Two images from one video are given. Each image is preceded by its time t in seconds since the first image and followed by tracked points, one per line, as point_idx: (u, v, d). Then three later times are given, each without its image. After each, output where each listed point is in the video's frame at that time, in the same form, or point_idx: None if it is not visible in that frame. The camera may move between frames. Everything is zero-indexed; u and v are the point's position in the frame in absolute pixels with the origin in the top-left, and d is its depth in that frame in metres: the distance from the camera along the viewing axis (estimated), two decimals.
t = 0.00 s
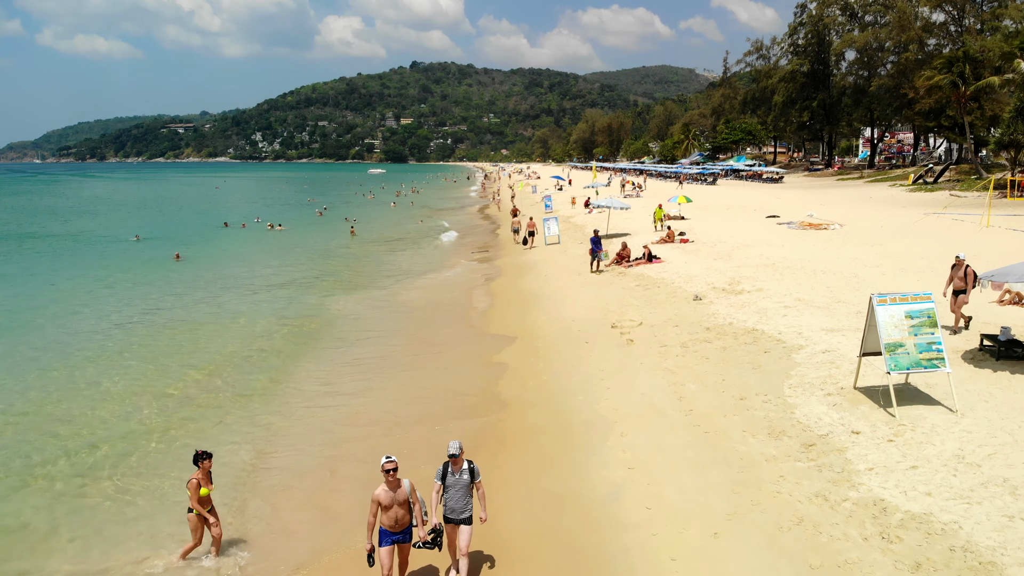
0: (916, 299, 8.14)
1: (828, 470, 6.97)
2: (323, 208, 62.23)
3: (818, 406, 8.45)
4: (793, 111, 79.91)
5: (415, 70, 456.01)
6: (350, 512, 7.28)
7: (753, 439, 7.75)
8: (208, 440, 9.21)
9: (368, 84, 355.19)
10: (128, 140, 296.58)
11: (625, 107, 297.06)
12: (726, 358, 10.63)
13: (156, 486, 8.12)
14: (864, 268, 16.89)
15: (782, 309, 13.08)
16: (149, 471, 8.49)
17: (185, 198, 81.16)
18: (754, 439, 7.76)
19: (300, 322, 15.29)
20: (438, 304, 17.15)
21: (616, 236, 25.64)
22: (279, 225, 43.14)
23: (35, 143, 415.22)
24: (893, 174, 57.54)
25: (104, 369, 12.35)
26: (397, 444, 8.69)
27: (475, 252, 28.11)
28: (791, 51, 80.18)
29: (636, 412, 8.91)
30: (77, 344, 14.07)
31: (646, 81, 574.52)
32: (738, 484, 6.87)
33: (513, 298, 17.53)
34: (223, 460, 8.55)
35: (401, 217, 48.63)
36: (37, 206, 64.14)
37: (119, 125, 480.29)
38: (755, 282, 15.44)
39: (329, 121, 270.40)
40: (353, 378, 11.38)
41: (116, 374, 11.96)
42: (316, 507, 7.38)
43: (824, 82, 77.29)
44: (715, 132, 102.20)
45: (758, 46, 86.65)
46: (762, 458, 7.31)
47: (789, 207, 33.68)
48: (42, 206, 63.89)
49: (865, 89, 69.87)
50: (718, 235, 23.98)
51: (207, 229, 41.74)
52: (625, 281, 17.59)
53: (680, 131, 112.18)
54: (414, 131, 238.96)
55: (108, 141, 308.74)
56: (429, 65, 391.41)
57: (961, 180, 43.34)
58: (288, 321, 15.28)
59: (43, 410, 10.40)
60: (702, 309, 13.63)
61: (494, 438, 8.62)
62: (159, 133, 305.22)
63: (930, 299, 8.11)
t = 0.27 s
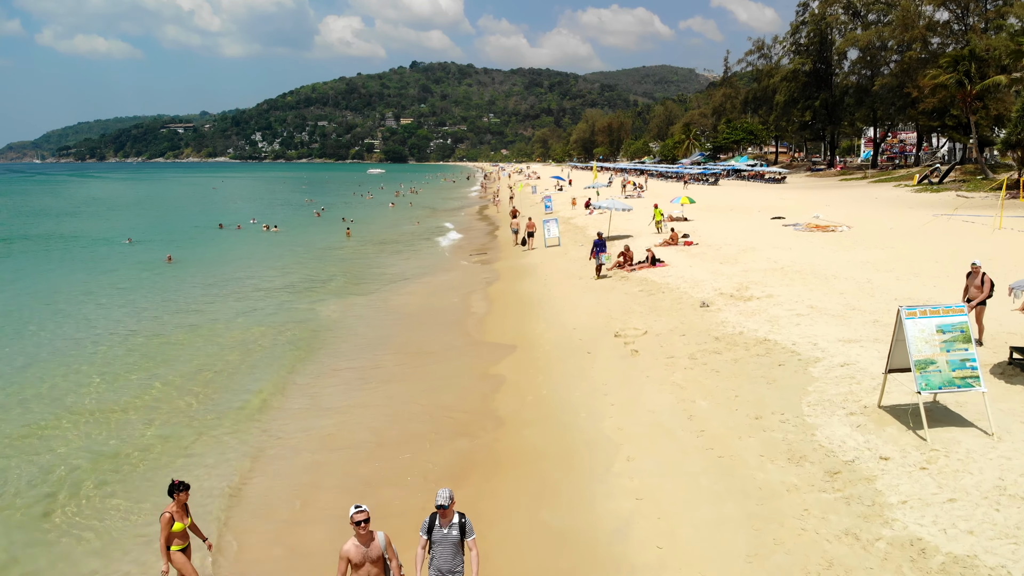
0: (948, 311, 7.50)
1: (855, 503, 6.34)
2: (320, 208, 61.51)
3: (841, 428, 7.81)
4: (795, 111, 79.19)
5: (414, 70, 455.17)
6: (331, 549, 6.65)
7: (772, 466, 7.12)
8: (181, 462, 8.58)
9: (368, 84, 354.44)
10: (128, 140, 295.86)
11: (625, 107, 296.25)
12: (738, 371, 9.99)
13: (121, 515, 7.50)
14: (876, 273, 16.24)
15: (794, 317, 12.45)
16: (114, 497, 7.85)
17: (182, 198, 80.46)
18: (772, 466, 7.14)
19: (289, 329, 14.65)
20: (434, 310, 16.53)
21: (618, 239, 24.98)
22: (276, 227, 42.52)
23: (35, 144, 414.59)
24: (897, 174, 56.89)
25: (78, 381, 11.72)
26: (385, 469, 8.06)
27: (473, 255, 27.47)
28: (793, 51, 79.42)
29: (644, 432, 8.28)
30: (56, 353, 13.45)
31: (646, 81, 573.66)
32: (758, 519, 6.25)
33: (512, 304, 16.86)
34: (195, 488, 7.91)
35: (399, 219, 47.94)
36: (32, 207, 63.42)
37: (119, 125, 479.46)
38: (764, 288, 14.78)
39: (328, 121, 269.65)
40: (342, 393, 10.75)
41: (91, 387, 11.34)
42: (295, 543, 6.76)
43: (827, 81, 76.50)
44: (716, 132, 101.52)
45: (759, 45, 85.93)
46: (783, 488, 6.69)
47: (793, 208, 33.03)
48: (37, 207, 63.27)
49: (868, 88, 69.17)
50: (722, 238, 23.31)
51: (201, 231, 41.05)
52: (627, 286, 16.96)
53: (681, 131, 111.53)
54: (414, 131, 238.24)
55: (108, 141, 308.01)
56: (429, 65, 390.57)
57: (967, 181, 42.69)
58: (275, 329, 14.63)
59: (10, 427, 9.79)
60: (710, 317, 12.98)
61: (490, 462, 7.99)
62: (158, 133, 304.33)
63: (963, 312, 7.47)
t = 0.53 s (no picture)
0: (987, 326, 6.88)
1: (894, 542, 5.72)
2: (318, 209, 60.84)
3: (868, 453, 7.20)
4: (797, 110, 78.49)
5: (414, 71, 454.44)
6: None
7: (797, 496, 6.52)
8: (153, 488, 7.98)
9: (368, 84, 353.86)
10: (127, 140, 295.45)
11: (625, 107, 295.64)
12: (752, 385, 9.38)
13: (85, 544, 6.92)
14: (890, 277, 15.62)
15: (808, 327, 11.83)
16: (78, 526, 7.26)
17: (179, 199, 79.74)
18: (795, 496, 6.53)
19: (278, 336, 14.04)
20: (430, 315, 15.88)
21: (620, 241, 24.35)
22: (272, 228, 41.89)
23: (35, 144, 414.85)
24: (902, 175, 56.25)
25: (54, 395, 11.13)
26: (374, 497, 7.45)
27: (471, 258, 26.83)
28: (795, 49, 78.71)
29: (654, 455, 7.64)
30: (31, 366, 12.79)
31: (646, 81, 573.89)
32: (788, 562, 5.64)
33: (511, 309, 16.24)
34: (166, 518, 7.31)
35: (396, 219, 47.24)
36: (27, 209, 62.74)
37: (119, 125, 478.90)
38: (775, 293, 14.16)
39: (328, 122, 268.99)
40: (331, 408, 10.10)
41: (66, 403, 10.72)
42: None
43: (829, 81, 75.82)
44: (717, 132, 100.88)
45: (760, 44, 85.32)
46: (811, 525, 6.08)
47: (797, 209, 32.40)
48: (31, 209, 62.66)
49: (871, 88, 68.48)
50: (727, 240, 22.68)
51: (194, 233, 40.28)
52: (631, 291, 16.32)
53: (682, 131, 110.90)
54: (414, 131, 237.58)
55: (108, 142, 307.75)
56: (428, 65, 390.02)
57: (973, 182, 42.10)
58: (264, 336, 14.02)
59: None
60: (720, 324, 12.36)
61: (487, 490, 7.38)
62: (157, 133, 303.84)
63: (1003, 327, 6.86)
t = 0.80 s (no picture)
0: None
1: None
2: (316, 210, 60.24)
3: (901, 482, 6.56)
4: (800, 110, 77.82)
5: (415, 70, 453.75)
6: None
7: (824, 534, 5.88)
8: (116, 515, 7.38)
9: (368, 84, 353.24)
10: (127, 140, 294.97)
11: (626, 106, 294.95)
12: (767, 402, 8.73)
13: None
14: (904, 282, 15.00)
15: (823, 336, 11.20)
16: (29, 559, 6.66)
17: (176, 199, 79.09)
18: (823, 534, 5.89)
19: (264, 345, 13.42)
20: (426, 321, 15.25)
21: (622, 244, 23.72)
22: (268, 229, 41.31)
23: (35, 144, 414.31)
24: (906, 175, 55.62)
25: (24, 409, 10.52)
26: (358, 529, 6.83)
27: (470, 260, 26.19)
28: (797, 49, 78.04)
29: (665, 483, 7.01)
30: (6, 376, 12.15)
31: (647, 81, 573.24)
32: None
33: (510, 315, 15.60)
34: (127, 553, 6.72)
35: (395, 220, 46.60)
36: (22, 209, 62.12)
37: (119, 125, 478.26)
38: (786, 300, 13.50)
39: (328, 122, 268.37)
40: (318, 425, 9.48)
41: (37, 418, 10.10)
42: None
43: (832, 80, 75.15)
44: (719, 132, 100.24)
45: (763, 43, 84.70)
46: (842, 569, 5.45)
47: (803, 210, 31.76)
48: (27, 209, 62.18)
49: (874, 87, 67.82)
50: (733, 242, 22.01)
51: (189, 234, 39.66)
52: (635, 296, 15.69)
53: (683, 131, 110.27)
54: (414, 131, 236.93)
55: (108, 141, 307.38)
56: (428, 65, 389.32)
57: (980, 183, 41.49)
58: (248, 345, 13.41)
59: None
60: (730, 333, 11.70)
61: (483, 522, 6.75)
62: (157, 132, 303.18)
63: None
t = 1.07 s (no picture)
0: None
1: None
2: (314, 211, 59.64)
3: (941, 517, 5.90)
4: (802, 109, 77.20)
5: (415, 70, 453.09)
6: None
7: None
8: (73, 551, 6.75)
9: (367, 84, 352.71)
10: (127, 140, 294.50)
11: (626, 106, 294.33)
12: (786, 422, 8.07)
13: None
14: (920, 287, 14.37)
15: (840, 346, 10.56)
16: None
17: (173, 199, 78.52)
18: None
19: (246, 354, 12.75)
20: (421, 328, 14.60)
21: (624, 246, 23.09)
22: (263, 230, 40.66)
23: (35, 144, 413.89)
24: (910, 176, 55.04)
25: None
26: (338, 568, 6.19)
27: (468, 262, 25.55)
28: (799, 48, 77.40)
29: (677, 516, 6.36)
30: None
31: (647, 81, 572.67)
32: None
33: (508, 321, 14.93)
34: None
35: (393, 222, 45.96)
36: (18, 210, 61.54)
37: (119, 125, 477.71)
38: (799, 307, 12.82)
39: (328, 122, 267.72)
40: (302, 444, 8.83)
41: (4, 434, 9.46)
42: None
43: (835, 80, 74.53)
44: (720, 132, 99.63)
45: (764, 42, 84.08)
46: None
47: (808, 211, 31.12)
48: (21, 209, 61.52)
49: (877, 87, 67.20)
50: (739, 244, 21.34)
51: (183, 235, 39.00)
52: (639, 301, 15.05)
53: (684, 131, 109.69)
54: (414, 132, 236.34)
55: (108, 141, 306.99)
56: (428, 65, 388.74)
57: (986, 183, 40.88)
58: (230, 355, 12.72)
59: None
60: (741, 343, 11.03)
61: (476, 561, 6.09)
62: (157, 132, 302.74)
63: None
